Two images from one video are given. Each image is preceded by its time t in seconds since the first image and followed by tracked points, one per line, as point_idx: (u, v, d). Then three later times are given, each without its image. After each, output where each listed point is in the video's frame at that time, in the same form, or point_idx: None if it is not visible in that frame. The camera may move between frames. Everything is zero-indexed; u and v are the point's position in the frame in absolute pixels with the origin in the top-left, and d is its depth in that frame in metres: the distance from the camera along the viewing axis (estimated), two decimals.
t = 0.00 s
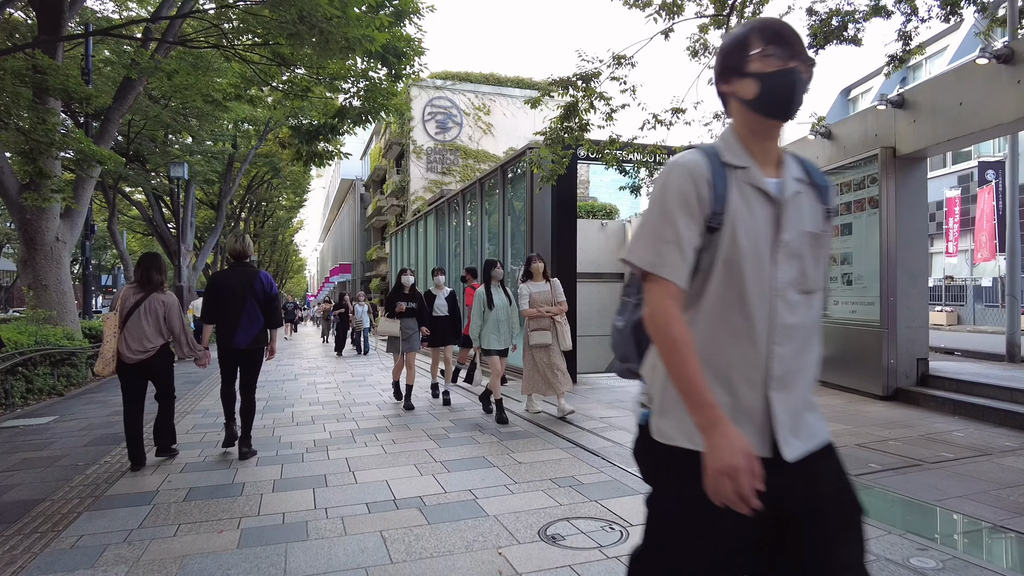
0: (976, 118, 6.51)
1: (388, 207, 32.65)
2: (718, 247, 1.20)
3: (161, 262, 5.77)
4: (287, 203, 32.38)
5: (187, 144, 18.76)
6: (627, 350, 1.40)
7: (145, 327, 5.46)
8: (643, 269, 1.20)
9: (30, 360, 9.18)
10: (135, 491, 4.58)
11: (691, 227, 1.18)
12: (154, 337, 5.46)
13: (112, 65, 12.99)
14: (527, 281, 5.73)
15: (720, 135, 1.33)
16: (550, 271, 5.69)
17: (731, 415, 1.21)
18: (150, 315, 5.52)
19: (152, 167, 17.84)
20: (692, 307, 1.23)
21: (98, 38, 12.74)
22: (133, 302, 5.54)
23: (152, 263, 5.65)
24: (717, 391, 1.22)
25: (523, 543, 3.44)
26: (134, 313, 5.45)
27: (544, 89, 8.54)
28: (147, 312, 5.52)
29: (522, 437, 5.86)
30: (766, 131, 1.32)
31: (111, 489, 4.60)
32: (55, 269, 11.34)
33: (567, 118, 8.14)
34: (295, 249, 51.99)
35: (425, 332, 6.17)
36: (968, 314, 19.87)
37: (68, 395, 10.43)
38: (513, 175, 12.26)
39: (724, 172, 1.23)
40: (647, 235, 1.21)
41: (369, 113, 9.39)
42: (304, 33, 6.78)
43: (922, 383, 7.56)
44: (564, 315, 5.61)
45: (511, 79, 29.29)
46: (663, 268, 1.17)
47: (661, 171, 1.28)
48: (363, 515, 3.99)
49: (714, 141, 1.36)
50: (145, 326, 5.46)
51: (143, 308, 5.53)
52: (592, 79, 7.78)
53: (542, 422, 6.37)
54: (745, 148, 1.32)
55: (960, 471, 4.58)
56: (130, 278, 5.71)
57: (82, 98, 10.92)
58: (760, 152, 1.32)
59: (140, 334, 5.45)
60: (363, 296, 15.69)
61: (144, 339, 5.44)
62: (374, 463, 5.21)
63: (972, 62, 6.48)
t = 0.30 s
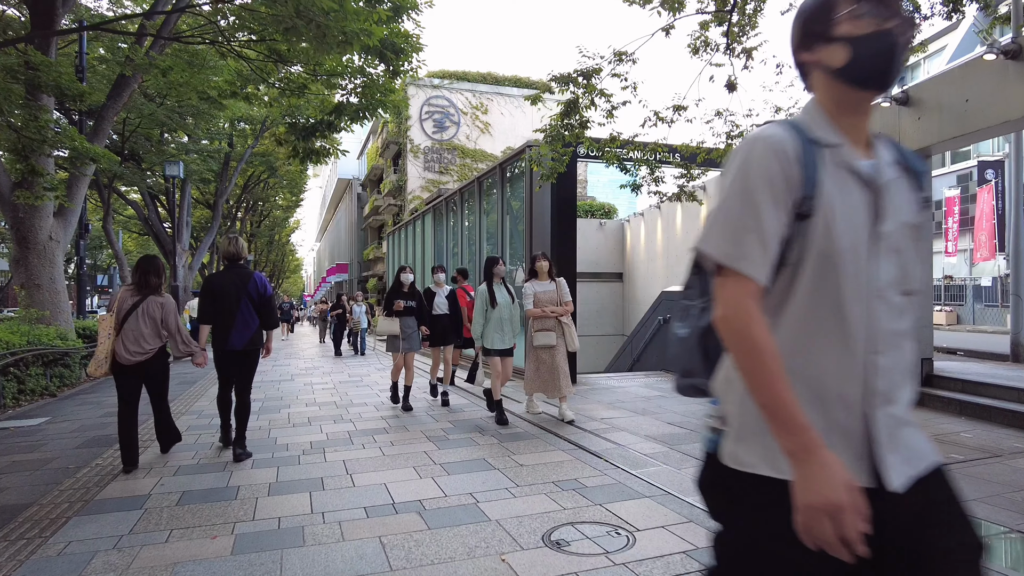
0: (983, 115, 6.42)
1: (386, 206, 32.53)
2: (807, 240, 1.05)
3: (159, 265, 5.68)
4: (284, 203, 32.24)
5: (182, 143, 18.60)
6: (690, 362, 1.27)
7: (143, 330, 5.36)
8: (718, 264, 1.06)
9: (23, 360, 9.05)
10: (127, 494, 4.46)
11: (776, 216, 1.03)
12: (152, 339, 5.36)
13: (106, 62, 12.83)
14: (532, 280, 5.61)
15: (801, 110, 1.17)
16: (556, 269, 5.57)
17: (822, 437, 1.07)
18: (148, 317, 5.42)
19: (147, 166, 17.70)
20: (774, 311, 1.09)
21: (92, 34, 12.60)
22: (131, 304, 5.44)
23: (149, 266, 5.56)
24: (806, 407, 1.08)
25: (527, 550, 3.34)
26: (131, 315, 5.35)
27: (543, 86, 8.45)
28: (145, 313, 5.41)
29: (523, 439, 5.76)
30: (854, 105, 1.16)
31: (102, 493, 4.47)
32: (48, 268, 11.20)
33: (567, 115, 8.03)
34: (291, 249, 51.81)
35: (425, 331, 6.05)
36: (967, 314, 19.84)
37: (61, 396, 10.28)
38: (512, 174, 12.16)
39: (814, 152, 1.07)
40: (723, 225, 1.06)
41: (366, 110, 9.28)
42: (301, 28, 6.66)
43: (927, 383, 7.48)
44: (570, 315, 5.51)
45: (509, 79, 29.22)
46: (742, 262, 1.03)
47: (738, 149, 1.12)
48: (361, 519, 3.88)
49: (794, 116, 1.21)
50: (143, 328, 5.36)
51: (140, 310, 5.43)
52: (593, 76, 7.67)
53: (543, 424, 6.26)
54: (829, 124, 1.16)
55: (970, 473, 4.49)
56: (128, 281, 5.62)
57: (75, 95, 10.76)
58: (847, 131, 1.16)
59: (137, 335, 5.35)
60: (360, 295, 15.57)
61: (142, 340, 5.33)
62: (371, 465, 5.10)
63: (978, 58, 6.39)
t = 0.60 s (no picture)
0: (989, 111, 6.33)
1: (381, 205, 32.36)
2: (967, 193, 0.86)
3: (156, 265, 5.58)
4: (279, 202, 32.00)
5: (176, 141, 18.38)
6: (798, 350, 1.06)
7: (139, 331, 5.28)
8: (850, 220, 0.88)
9: (11, 360, 8.86)
10: (114, 497, 4.29)
11: (921, 163, 0.85)
12: (150, 340, 5.31)
13: (98, 56, 12.62)
14: (540, 275, 5.49)
15: (946, 32, 0.96)
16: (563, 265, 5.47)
17: (978, 442, 0.90)
18: (144, 318, 5.33)
19: (141, 164, 17.51)
20: (924, 283, 0.91)
21: (84, 29, 12.41)
22: (127, 305, 5.38)
23: (146, 265, 5.48)
24: (957, 404, 0.90)
25: (532, 554, 3.20)
26: (128, 315, 5.29)
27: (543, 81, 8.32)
28: (141, 314, 5.35)
29: (524, 438, 5.61)
30: (1014, 25, 0.95)
31: (88, 496, 4.31)
32: (38, 266, 10.99)
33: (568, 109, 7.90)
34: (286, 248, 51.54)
35: (424, 328, 5.90)
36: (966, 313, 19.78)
37: (51, 396, 10.08)
38: (509, 171, 12.02)
39: (974, 84, 0.87)
40: (859, 171, 0.88)
41: (362, 105, 9.12)
42: (296, 17, 6.49)
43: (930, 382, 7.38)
44: (577, 312, 5.35)
45: (506, 77, 29.11)
46: (880, 217, 0.86)
47: (866, 84, 0.95)
48: (357, 523, 3.73)
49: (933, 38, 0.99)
50: (140, 329, 5.31)
51: (137, 310, 5.36)
52: (594, 69, 7.52)
53: (545, 424, 6.11)
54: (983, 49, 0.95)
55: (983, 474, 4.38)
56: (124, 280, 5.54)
57: (66, 90, 10.54)
58: (1006, 57, 0.95)
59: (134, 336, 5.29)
60: (356, 294, 15.40)
61: (139, 341, 5.28)
62: (368, 466, 4.95)
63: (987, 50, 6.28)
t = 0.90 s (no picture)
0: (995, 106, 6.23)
1: (377, 204, 32.20)
2: None
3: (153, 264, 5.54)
4: (274, 202, 31.82)
5: (171, 139, 18.20)
6: (927, 318, 1.19)
7: (136, 329, 5.22)
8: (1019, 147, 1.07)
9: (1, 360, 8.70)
10: (103, 500, 4.16)
11: None
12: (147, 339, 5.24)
13: (90, 53, 12.45)
14: (544, 272, 5.34)
15: None
16: (567, 260, 5.31)
17: None
18: (141, 317, 5.28)
19: (135, 162, 17.34)
20: None
21: (76, 24, 12.24)
22: (124, 303, 5.31)
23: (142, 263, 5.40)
24: None
25: (537, 561, 3.08)
26: (124, 314, 5.21)
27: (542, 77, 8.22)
28: (138, 313, 5.27)
29: (525, 440, 5.51)
30: None
31: (76, 500, 4.17)
32: (30, 265, 10.83)
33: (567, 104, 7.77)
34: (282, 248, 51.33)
35: (422, 327, 5.78)
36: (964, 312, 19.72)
37: (42, 396, 9.93)
38: (507, 170, 11.90)
39: None
40: None
41: (358, 100, 8.98)
42: (292, 8, 6.36)
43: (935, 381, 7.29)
44: (582, 309, 5.21)
45: (502, 76, 29.05)
46: None
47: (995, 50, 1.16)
48: (355, 528, 3.60)
49: None
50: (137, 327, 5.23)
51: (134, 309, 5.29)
52: (594, 64, 7.41)
53: (544, 425, 5.96)
54: None
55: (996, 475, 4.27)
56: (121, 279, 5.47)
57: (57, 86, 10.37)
58: None
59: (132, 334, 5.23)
60: (353, 293, 15.26)
61: (136, 340, 5.21)
62: (365, 468, 4.82)
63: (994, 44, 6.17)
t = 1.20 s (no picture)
0: (1004, 101, 6.12)
1: (373, 203, 31.97)
2: None
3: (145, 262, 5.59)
4: (269, 201, 31.57)
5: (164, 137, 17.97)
6: None
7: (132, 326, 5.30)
8: None
9: None
10: (86, 510, 3.98)
11: None
12: (142, 336, 5.31)
13: (80, 48, 12.22)
14: (549, 269, 5.17)
15: None
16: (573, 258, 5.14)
17: None
18: (136, 315, 5.35)
19: (128, 161, 17.09)
20: None
21: (67, 20, 11.99)
22: (117, 301, 5.35)
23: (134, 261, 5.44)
24: None
25: None
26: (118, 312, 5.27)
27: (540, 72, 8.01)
28: (132, 311, 5.33)
29: (525, 444, 5.34)
30: None
31: (59, 510, 3.99)
32: (19, 265, 10.61)
33: (567, 100, 7.60)
34: (276, 248, 51.03)
35: (419, 330, 5.60)
36: (963, 312, 19.65)
37: (31, 399, 9.71)
38: (505, 168, 11.74)
39: None
40: None
41: (352, 97, 8.77)
42: None
43: (942, 383, 7.16)
44: (588, 308, 5.04)
45: (498, 75, 28.91)
46: None
47: None
48: (350, 539, 3.43)
49: None
50: (131, 324, 5.30)
51: (127, 307, 5.34)
52: (595, 59, 7.25)
53: (546, 430, 5.77)
54: None
55: (1013, 481, 4.14)
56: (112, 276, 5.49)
57: (46, 81, 10.14)
58: None
59: (126, 332, 5.30)
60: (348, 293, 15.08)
61: (131, 337, 5.28)
62: (361, 475, 4.66)
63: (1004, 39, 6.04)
